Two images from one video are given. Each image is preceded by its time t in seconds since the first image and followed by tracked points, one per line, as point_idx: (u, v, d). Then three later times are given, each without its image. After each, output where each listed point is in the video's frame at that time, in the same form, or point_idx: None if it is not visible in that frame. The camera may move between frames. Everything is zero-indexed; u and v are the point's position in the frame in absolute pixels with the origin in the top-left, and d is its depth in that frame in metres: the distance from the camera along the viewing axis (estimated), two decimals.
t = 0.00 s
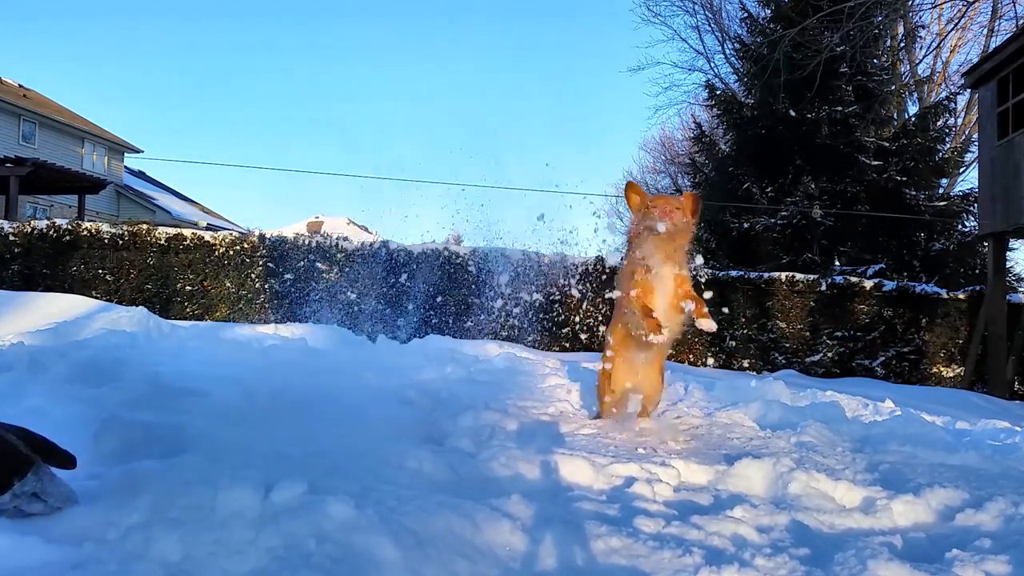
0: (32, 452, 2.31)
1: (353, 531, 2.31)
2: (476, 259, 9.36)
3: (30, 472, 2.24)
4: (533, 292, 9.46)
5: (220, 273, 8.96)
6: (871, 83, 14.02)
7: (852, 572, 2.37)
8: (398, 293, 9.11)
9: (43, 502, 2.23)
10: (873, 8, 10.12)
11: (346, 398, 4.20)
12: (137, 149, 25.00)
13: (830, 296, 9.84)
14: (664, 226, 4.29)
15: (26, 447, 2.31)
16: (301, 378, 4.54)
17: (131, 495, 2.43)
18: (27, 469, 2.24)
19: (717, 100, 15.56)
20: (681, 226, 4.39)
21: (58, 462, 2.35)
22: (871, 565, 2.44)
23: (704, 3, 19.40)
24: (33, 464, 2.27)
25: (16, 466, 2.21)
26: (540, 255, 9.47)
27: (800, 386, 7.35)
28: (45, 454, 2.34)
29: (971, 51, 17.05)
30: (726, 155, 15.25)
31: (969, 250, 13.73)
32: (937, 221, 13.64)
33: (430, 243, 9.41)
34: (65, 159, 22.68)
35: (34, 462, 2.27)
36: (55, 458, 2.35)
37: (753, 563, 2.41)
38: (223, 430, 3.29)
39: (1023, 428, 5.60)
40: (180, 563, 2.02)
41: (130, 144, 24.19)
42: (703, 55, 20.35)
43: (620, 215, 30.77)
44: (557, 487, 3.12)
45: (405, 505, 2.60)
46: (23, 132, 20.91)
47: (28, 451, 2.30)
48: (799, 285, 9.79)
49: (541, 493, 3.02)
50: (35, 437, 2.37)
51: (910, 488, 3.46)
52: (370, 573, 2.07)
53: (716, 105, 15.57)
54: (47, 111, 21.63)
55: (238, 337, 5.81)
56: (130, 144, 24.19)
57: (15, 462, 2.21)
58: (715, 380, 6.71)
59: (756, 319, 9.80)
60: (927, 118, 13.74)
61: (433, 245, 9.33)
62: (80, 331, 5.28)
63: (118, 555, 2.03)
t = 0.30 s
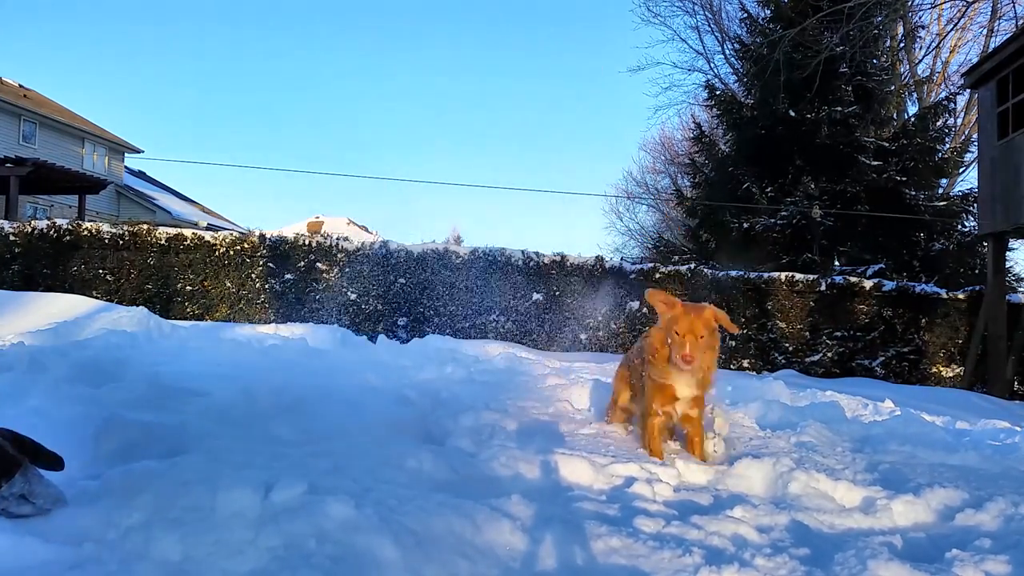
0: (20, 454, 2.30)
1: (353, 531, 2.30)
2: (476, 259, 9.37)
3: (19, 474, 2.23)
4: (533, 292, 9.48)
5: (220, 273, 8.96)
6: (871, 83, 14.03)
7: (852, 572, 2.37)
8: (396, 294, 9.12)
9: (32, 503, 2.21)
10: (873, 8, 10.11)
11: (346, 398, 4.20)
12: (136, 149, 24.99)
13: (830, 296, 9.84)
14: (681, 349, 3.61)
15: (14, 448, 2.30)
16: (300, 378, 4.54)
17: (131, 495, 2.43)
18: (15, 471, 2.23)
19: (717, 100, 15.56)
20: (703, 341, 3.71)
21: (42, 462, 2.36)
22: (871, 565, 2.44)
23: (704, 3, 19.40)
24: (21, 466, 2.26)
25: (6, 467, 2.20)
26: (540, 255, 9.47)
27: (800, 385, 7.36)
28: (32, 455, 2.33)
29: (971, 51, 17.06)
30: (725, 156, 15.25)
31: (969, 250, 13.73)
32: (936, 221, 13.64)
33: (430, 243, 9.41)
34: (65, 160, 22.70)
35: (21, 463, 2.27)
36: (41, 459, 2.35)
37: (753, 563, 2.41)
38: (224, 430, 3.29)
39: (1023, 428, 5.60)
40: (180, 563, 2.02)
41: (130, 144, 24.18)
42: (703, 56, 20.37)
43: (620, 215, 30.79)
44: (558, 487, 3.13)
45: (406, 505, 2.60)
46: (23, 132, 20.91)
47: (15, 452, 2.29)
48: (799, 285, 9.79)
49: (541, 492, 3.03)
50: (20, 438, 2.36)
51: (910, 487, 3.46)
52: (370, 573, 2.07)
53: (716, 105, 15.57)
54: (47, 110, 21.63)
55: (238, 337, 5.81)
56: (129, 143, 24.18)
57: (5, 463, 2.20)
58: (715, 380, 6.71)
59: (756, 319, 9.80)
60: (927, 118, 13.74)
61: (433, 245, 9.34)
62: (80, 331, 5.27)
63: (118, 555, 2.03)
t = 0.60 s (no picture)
0: None
1: (353, 531, 2.31)
2: (476, 259, 9.36)
3: None
4: (533, 292, 9.49)
5: (220, 273, 8.97)
6: (871, 83, 14.05)
7: (852, 572, 2.38)
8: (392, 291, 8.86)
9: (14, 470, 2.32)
10: (873, 8, 10.10)
11: (346, 398, 4.20)
12: (137, 149, 24.99)
13: (830, 296, 9.84)
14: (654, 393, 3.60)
15: None
16: (300, 378, 4.54)
17: (131, 495, 2.43)
18: None
19: (717, 100, 15.56)
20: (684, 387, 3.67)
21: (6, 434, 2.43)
22: (871, 565, 2.44)
23: (704, 3, 19.40)
24: None
25: None
26: (540, 255, 9.48)
27: (800, 385, 7.36)
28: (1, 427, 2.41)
29: (971, 51, 17.06)
30: (725, 156, 15.25)
31: (969, 250, 13.73)
32: (936, 221, 13.65)
33: (430, 243, 9.41)
34: (65, 160, 22.69)
35: None
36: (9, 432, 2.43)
37: (753, 562, 2.42)
38: (224, 430, 3.29)
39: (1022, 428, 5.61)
40: (180, 563, 2.02)
41: (130, 144, 24.18)
42: (703, 55, 20.37)
43: (620, 215, 30.80)
44: (558, 487, 3.13)
45: (406, 505, 2.60)
46: (23, 132, 20.90)
47: None
48: (799, 285, 9.79)
49: (541, 492, 3.03)
50: None
51: (909, 487, 3.47)
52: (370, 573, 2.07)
53: (716, 105, 15.57)
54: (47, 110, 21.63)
55: (238, 337, 5.81)
56: (130, 143, 24.18)
57: None
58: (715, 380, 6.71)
59: (756, 319, 9.80)
60: (926, 118, 13.74)
61: (433, 245, 9.34)
62: (80, 331, 5.28)
63: (118, 555, 2.04)
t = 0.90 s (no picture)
0: None
1: (353, 531, 2.30)
2: (476, 259, 9.36)
3: None
4: (533, 292, 9.48)
5: (220, 273, 8.96)
6: (871, 84, 14.05)
7: (852, 572, 2.37)
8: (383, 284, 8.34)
9: None
10: (873, 8, 10.10)
11: (346, 398, 4.20)
12: (137, 149, 24.98)
13: (830, 296, 9.84)
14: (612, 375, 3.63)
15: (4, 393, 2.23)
16: (300, 378, 4.54)
17: (129, 495, 2.43)
18: None
19: (717, 100, 15.55)
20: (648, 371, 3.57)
21: None
22: (871, 565, 2.44)
23: (704, 3, 19.40)
24: None
25: None
26: (540, 255, 9.48)
27: (800, 385, 7.36)
28: None
29: (971, 51, 17.07)
30: (725, 156, 15.25)
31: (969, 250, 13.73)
32: (936, 221, 13.65)
33: (430, 243, 9.41)
34: (65, 160, 22.68)
35: None
36: None
37: (753, 562, 2.41)
38: (224, 430, 3.29)
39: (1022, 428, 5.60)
40: (180, 564, 2.02)
41: (130, 143, 24.17)
42: (703, 55, 20.37)
43: (620, 215, 30.81)
44: (558, 487, 3.13)
45: (405, 504, 2.60)
46: (23, 132, 20.89)
47: None
48: (799, 285, 9.79)
49: (541, 492, 3.03)
50: None
51: (910, 488, 3.46)
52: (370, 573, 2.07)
53: (716, 105, 15.56)
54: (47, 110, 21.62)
55: (238, 337, 5.81)
56: (130, 143, 24.17)
57: None
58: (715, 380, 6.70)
59: (756, 319, 9.80)
60: (926, 118, 13.74)
61: (433, 245, 9.33)
62: (80, 331, 5.27)
63: (117, 555, 2.03)
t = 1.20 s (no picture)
0: None
1: (353, 531, 2.30)
2: (476, 259, 9.36)
3: None
4: (533, 292, 9.48)
5: (220, 273, 8.97)
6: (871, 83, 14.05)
7: (852, 572, 2.37)
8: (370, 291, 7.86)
9: None
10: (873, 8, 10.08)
11: (346, 398, 4.20)
12: (137, 149, 25.01)
13: (830, 296, 9.83)
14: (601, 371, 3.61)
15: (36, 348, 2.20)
16: (301, 378, 4.54)
17: (131, 495, 2.43)
18: None
19: (717, 100, 15.54)
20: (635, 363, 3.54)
21: None
22: (871, 565, 2.43)
23: (704, 3, 19.40)
24: None
25: None
26: (540, 255, 9.48)
27: (800, 385, 7.36)
28: None
29: (971, 51, 17.07)
30: (725, 155, 15.25)
31: (969, 250, 13.72)
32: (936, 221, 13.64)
33: (430, 243, 9.41)
34: (65, 160, 22.69)
35: None
36: None
37: (753, 563, 2.41)
38: (225, 430, 3.29)
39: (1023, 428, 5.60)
40: (180, 563, 2.02)
41: (130, 144, 24.18)
42: (703, 55, 20.38)
43: (620, 215, 30.81)
44: (558, 488, 3.13)
45: (405, 505, 2.60)
46: (23, 132, 20.90)
47: None
48: (799, 285, 9.79)
49: (541, 493, 3.03)
50: None
51: (910, 488, 3.46)
52: (369, 573, 2.07)
53: (716, 105, 15.56)
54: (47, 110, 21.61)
55: (239, 337, 5.81)
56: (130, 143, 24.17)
57: None
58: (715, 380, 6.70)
59: (756, 319, 9.81)
60: (927, 118, 13.72)
61: (433, 245, 9.32)
62: (81, 331, 5.27)
63: (117, 555, 2.03)
